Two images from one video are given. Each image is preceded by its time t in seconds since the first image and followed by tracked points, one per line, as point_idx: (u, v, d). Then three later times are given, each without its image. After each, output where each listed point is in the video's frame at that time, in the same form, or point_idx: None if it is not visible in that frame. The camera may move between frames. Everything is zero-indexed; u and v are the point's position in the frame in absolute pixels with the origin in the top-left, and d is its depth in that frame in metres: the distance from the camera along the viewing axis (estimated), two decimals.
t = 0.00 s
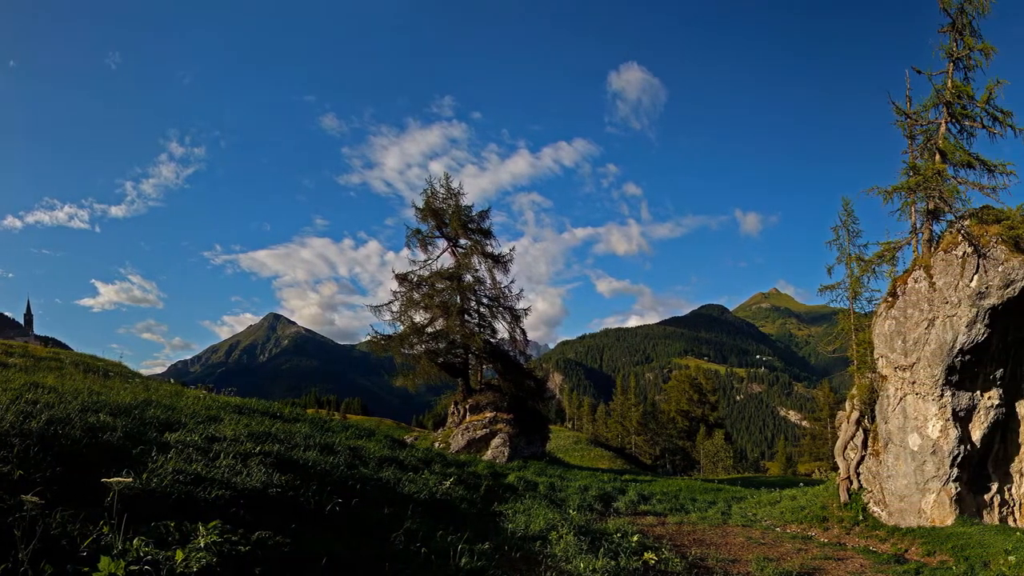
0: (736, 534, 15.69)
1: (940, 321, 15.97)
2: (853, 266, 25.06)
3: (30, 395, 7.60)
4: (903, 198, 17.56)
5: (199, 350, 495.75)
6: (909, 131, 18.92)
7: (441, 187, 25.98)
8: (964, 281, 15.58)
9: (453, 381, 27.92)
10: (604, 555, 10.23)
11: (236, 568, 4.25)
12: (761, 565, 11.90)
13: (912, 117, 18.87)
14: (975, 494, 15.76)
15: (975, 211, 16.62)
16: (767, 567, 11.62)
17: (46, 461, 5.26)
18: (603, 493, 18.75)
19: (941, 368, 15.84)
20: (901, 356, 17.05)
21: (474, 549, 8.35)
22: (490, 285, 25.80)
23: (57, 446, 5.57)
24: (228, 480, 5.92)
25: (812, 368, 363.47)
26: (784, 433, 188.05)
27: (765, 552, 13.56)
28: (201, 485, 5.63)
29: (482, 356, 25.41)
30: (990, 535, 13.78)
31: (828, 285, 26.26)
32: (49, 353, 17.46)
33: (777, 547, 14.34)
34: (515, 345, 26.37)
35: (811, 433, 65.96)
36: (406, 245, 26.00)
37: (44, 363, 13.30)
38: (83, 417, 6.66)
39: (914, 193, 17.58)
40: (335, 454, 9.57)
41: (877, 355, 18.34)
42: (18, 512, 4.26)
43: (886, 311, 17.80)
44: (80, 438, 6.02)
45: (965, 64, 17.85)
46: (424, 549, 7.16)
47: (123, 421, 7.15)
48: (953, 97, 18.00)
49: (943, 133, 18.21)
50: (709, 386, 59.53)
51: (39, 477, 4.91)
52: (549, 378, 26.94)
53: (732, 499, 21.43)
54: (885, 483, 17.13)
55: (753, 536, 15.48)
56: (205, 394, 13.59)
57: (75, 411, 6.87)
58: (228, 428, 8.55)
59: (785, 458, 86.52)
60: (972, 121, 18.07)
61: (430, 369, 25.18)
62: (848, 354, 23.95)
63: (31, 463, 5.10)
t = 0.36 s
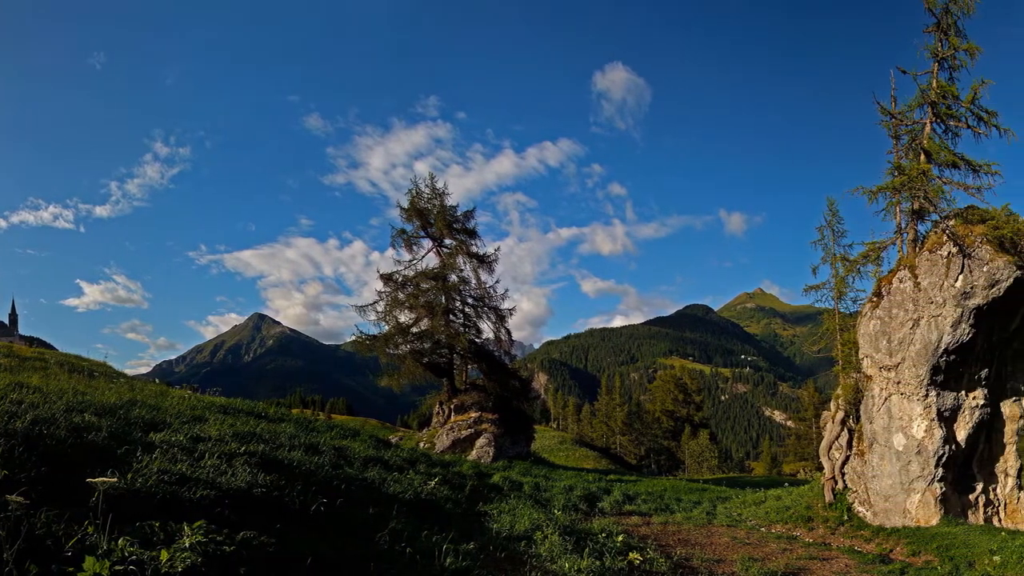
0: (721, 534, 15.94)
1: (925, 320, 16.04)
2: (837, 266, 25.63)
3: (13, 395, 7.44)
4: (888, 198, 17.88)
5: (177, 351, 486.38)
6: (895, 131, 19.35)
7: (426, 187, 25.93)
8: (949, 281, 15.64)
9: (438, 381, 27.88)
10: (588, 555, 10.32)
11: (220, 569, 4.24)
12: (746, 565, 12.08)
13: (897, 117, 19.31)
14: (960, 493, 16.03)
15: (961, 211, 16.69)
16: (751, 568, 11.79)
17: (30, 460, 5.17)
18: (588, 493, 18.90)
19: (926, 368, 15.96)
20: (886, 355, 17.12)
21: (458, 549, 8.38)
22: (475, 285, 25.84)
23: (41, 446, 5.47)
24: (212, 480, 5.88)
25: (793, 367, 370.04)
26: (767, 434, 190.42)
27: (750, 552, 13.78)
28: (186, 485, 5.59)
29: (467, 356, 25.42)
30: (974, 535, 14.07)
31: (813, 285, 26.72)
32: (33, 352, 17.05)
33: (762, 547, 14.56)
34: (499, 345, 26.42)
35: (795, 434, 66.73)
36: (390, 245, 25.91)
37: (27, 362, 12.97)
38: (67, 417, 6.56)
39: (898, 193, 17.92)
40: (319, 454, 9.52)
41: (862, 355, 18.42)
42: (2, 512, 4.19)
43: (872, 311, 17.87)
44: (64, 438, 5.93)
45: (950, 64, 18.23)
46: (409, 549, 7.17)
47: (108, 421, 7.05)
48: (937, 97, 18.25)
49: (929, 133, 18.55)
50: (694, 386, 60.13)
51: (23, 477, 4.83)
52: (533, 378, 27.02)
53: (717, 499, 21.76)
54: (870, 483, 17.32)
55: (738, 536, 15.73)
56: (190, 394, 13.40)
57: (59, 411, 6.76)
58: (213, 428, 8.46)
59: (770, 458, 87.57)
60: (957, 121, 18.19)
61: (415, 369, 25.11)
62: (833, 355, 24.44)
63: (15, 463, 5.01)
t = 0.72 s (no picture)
0: (705, 534, 16.22)
1: (909, 321, 16.14)
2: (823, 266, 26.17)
3: None
4: (873, 198, 18.33)
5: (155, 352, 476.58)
6: (880, 131, 19.76)
7: (411, 187, 25.87)
8: (935, 281, 15.68)
9: (423, 381, 27.80)
10: (573, 555, 10.43)
11: (205, 569, 4.22)
12: (731, 565, 12.28)
13: (882, 117, 19.74)
14: (945, 494, 16.21)
15: (946, 211, 16.95)
16: (736, 567, 12.00)
17: (14, 460, 5.09)
18: (572, 493, 19.07)
19: (910, 368, 16.07)
20: (871, 355, 17.21)
21: (443, 549, 8.43)
22: (460, 285, 25.84)
23: (26, 446, 5.39)
24: (197, 480, 5.86)
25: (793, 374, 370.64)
26: (750, 434, 192.83)
27: (735, 552, 14.04)
28: (172, 485, 5.57)
29: (452, 356, 25.40)
30: (961, 535, 13.91)
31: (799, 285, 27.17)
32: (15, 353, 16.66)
33: (748, 547, 14.85)
34: (484, 345, 26.46)
35: (780, 434, 67.65)
36: (375, 245, 25.79)
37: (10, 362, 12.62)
38: (51, 417, 6.46)
39: (883, 193, 18.37)
40: (304, 454, 9.49)
41: (848, 355, 18.59)
42: None
43: (856, 311, 18.00)
44: (49, 439, 5.85)
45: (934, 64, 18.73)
46: (394, 549, 7.20)
47: (92, 421, 6.96)
48: (922, 97, 18.37)
49: (913, 133, 18.88)
50: (678, 386, 60.72)
51: (7, 477, 4.75)
52: (518, 378, 27.10)
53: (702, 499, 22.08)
54: (856, 484, 17.38)
55: (722, 536, 16.02)
56: (175, 394, 13.19)
57: (43, 411, 6.66)
58: (198, 428, 8.39)
59: (755, 458, 88.72)
60: (942, 121, 18.27)
61: (400, 370, 25.01)
62: (819, 356, 24.92)
63: None
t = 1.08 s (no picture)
0: (691, 534, 16.47)
1: (894, 321, 16.58)
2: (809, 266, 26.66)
3: None
4: (859, 197, 18.72)
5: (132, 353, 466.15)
6: (865, 131, 20.21)
7: (396, 187, 25.77)
8: (919, 281, 16.14)
9: (408, 381, 27.73)
10: (558, 555, 10.53)
11: (190, 570, 4.22)
12: (715, 564, 12.49)
13: (867, 117, 20.18)
14: (930, 494, 16.58)
15: (930, 211, 17.42)
16: (720, 567, 12.20)
17: None
18: (557, 493, 19.21)
19: (895, 369, 16.48)
20: (856, 355, 17.64)
21: (429, 549, 8.47)
22: (444, 285, 25.87)
23: (10, 445, 5.31)
24: (182, 480, 5.83)
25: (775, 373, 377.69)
26: (733, 433, 195.41)
27: (720, 552, 14.28)
28: (156, 485, 5.54)
29: (436, 356, 25.38)
30: (945, 535, 14.20)
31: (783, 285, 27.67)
32: None
33: (733, 548, 15.10)
34: (469, 345, 26.50)
35: (764, 435, 68.45)
36: (360, 244, 25.66)
37: None
38: (35, 417, 6.36)
39: (868, 193, 18.77)
40: (289, 454, 9.44)
41: (833, 355, 19.06)
42: None
43: (841, 311, 18.38)
44: (34, 438, 5.77)
45: (919, 63, 19.24)
46: (379, 549, 7.22)
47: (77, 420, 6.87)
48: (907, 97, 18.84)
49: (897, 133, 19.39)
50: (663, 386, 61.30)
51: None
52: (503, 378, 27.19)
53: (687, 499, 22.42)
54: (840, 483, 17.70)
55: (708, 536, 16.29)
56: (162, 394, 13.00)
57: (26, 411, 6.55)
58: (183, 428, 8.30)
59: (737, 457, 89.94)
60: (927, 121, 18.78)
61: (385, 370, 24.92)
62: (803, 355, 25.48)
63: None
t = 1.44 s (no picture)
0: (675, 534, 16.70)
1: (878, 321, 17.00)
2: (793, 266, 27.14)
3: None
4: (844, 197, 19.13)
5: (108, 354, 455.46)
6: (850, 131, 20.70)
7: (380, 187, 25.64)
8: (904, 281, 16.52)
9: (393, 381, 27.63)
10: (542, 555, 10.60)
11: (174, 570, 4.21)
12: (698, 565, 12.67)
13: (851, 117, 20.64)
14: (915, 494, 17.05)
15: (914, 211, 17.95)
16: (704, 567, 12.38)
17: None
18: (542, 493, 19.32)
19: (879, 369, 16.88)
20: (840, 356, 18.08)
21: (413, 549, 8.48)
22: (429, 285, 25.82)
23: None
24: (166, 480, 5.79)
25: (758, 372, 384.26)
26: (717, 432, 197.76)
27: (704, 552, 14.48)
28: (141, 485, 5.49)
29: (421, 356, 25.33)
30: (930, 535, 14.44)
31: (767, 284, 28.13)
32: None
33: (717, 548, 15.33)
34: (454, 345, 26.49)
35: (749, 435, 69.13)
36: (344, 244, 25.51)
37: None
38: (18, 417, 6.26)
39: (853, 193, 19.21)
40: (273, 454, 9.38)
41: (817, 356, 19.61)
42: None
43: (826, 311, 18.94)
44: (17, 438, 5.69)
45: (903, 63, 19.74)
46: (364, 549, 7.23)
47: (62, 420, 6.78)
48: (892, 97, 19.30)
49: (882, 133, 19.87)
50: (648, 386, 61.83)
51: None
52: (488, 378, 27.23)
53: (672, 499, 22.73)
54: (825, 483, 18.15)
55: (692, 536, 16.54)
56: (147, 394, 12.81)
57: (8, 410, 6.44)
58: (168, 428, 8.21)
59: (722, 458, 90.54)
60: (911, 121, 19.29)
61: (369, 370, 24.80)
62: (788, 354, 25.96)
63: None
